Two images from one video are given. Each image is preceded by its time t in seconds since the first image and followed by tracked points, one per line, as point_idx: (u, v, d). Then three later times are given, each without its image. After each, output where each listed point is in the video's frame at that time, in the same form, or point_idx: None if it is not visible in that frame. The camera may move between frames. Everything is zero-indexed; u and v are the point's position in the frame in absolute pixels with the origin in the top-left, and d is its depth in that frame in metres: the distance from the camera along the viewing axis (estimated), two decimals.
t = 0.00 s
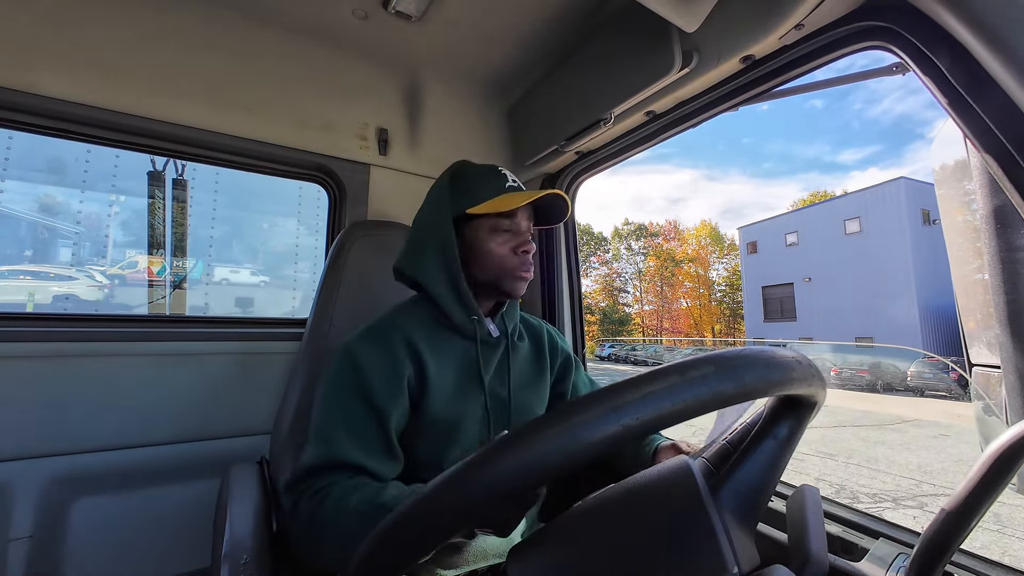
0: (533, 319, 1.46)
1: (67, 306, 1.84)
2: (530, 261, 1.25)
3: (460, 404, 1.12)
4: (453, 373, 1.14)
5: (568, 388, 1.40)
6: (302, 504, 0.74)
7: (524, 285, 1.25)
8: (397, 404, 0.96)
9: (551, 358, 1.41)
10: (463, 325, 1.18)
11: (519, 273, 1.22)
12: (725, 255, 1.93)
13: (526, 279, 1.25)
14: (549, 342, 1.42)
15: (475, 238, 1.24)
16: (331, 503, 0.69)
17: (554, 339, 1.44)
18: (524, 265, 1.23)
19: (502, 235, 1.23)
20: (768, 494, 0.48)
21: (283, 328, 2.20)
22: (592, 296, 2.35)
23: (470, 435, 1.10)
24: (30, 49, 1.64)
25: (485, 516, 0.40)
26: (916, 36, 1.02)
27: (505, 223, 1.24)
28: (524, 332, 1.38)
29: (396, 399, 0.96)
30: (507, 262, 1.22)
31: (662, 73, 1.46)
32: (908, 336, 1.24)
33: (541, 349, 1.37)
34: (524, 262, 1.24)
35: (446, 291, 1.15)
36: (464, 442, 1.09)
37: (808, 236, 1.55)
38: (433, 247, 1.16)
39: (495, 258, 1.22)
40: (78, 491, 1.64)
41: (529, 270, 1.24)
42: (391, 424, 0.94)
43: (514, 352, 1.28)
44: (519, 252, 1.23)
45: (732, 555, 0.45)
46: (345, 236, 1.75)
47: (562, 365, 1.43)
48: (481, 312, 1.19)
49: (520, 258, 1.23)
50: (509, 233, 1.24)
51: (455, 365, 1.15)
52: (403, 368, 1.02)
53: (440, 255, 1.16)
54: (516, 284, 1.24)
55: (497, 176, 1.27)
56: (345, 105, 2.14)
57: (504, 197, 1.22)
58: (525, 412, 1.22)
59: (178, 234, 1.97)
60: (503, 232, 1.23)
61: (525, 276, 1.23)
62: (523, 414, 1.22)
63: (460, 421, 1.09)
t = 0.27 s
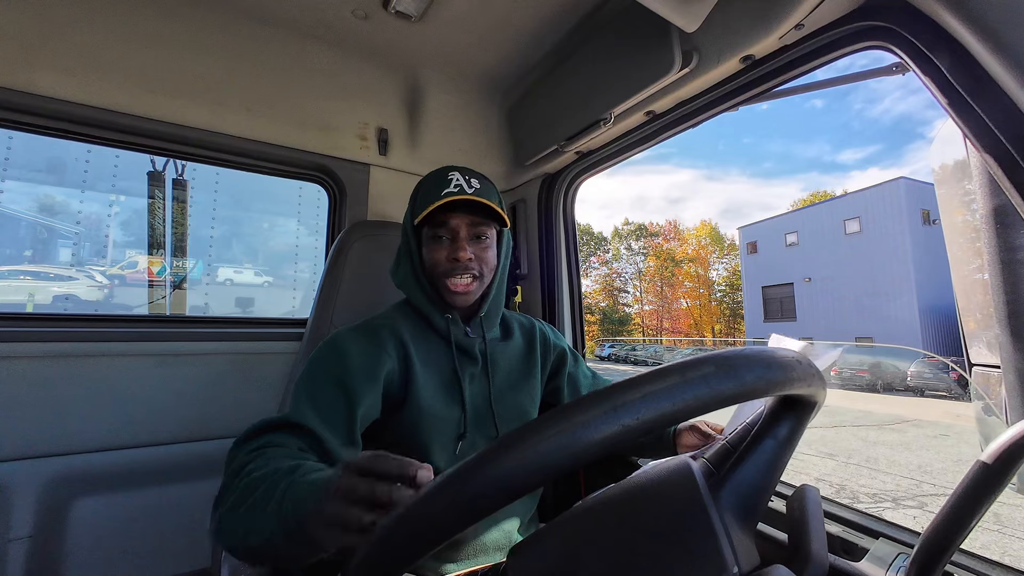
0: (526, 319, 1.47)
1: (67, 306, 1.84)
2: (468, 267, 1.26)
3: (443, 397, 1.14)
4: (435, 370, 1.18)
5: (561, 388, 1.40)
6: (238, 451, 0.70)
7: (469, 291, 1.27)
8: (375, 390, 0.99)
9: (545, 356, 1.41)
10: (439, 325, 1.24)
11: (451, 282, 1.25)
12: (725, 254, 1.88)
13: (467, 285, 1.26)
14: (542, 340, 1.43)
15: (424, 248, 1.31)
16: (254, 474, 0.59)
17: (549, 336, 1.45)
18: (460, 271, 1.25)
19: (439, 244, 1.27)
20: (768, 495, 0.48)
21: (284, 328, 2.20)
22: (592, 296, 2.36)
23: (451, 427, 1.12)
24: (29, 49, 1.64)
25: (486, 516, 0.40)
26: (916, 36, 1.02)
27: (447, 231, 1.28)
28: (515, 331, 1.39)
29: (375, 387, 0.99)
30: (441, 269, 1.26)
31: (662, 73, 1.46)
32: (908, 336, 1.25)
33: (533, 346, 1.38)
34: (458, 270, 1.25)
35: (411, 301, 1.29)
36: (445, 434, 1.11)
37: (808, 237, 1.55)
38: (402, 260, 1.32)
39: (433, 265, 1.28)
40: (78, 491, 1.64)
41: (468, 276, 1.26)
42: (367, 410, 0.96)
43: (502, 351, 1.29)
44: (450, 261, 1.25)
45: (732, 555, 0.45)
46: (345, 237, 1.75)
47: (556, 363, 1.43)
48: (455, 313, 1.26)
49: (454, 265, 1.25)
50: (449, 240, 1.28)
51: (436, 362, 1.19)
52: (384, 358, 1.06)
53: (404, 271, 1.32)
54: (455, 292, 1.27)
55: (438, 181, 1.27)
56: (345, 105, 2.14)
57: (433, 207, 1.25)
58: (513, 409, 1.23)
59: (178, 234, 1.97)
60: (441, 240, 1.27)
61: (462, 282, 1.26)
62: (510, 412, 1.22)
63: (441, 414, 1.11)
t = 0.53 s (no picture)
0: (533, 323, 1.47)
1: (67, 306, 1.84)
2: (478, 264, 1.25)
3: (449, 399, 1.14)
4: (441, 372, 1.17)
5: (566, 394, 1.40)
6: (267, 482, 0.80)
7: (479, 288, 1.26)
8: (383, 395, 1.00)
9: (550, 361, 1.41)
10: (447, 325, 1.23)
11: (462, 280, 1.24)
12: (726, 255, 1.91)
13: (477, 282, 1.25)
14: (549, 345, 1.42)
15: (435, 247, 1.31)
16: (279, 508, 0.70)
17: (557, 341, 1.44)
18: (471, 268, 1.24)
19: (452, 241, 1.27)
20: (768, 495, 0.48)
21: (284, 328, 2.20)
22: (592, 296, 2.35)
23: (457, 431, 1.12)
24: (29, 49, 1.64)
25: (486, 516, 0.40)
26: (916, 36, 1.02)
27: (459, 228, 1.28)
28: (524, 334, 1.38)
29: (384, 393, 1.00)
30: (453, 266, 1.26)
31: (662, 74, 1.47)
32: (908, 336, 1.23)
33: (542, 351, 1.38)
34: (469, 266, 1.24)
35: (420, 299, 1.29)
36: (450, 437, 1.11)
37: (808, 236, 1.55)
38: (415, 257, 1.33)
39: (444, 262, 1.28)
40: (78, 491, 1.64)
41: (478, 273, 1.24)
42: (377, 416, 0.97)
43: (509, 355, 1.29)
44: (461, 258, 1.25)
45: (732, 555, 0.45)
46: (345, 237, 1.75)
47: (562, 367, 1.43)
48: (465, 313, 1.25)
49: (466, 262, 1.25)
50: (461, 237, 1.27)
51: (443, 364, 1.18)
52: (393, 361, 1.06)
53: (414, 270, 1.32)
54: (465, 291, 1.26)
55: (449, 180, 1.27)
56: (345, 105, 2.14)
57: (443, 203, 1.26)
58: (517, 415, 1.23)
59: (178, 234, 1.97)
60: (452, 237, 1.27)
61: (472, 279, 1.25)
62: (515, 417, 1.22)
63: (448, 416, 1.11)
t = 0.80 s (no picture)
0: (538, 326, 1.49)
1: (67, 306, 1.84)
2: (501, 271, 1.26)
3: (456, 401, 1.16)
4: (449, 375, 1.19)
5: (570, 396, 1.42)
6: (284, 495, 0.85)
7: (498, 293, 1.27)
8: (392, 397, 1.03)
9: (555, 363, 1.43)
10: (457, 328, 1.25)
11: (482, 284, 1.25)
12: (725, 255, 1.95)
13: (498, 288, 1.26)
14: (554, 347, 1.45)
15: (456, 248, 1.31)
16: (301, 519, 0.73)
17: (561, 344, 1.47)
18: (494, 274, 1.25)
19: (475, 246, 1.26)
20: (768, 494, 0.48)
21: (284, 327, 2.20)
22: (592, 296, 2.34)
23: (463, 432, 1.13)
24: (28, 49, 1.64)
25: (485, 515, 0.40)
26: (916, 36, 1.02)
27: (482, 233, 1.28)
28: (530, 337, 1.41)
29: (391, 394, 1.03)
30: (475, 271, 1.26)
31: (662, 74, 1.47)
32: (907, 336, 1.24)
33: (546, 354, 1.41)
34: (492, 273, 1.25)
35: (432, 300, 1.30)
36: (456, 439, 1.13)
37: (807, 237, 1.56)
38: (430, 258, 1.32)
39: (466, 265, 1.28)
40: (78, 491, 1.64)
41: (501, 280, 1.26)
42: (387, 417, 1.01)
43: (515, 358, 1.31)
44: (484, 263, 1.25)
45: (731, 554, 0.45)
46: (345, 237, 1.74)
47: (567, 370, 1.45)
48: (474, 317, 1.27)
49: (489, 269, 1.25)
50: (485, 243, 1.27)
51: (451, 366, 1.21)
52: (401, 364, 1.09)
53: (429, 269, 1.32)
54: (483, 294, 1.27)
55: (478, 184, 1.27)
56: (345, 105, 2.13)
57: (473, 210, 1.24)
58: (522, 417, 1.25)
59: (178, 234, 1.97)
60: (476, 242, 1.27)
61: (493, 285, 1.26)
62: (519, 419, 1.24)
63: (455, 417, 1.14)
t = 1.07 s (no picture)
0: (526, 329, 1.60)
1: (67, 306, 1.84)
2: (495, 274, 1.37)
3: (445, 394, 1.27)
4: (439, 369, 1.30)
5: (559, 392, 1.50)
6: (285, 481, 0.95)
7: (492, 294, 1.38)
8: (383, 388, 1.15)
9: (541, 363, 1.51)
10: (446, 327, 1.36)
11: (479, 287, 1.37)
12: (725, 255, 1.95)
13: (492, 289, 1.38)
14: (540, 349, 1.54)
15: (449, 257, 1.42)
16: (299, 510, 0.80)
17: (546, 346, 1.56)
18: (488, 276, 1.37)
19: (468, 252, 1.38)
20: (768, 494, 0.48)
21: (284, 327, 2.19)
22: (593, 296, 2.35)
23: (453, 423, 1.23)
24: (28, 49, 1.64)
25: (486, 515, 0.40)
26: (916, 36, 1.02)
27: (473, 241, 1.39)
28: (517, 338, 1.51)
29: (384, 383, 1.15)
30: (470, 275, 1.38)
31: (662, 74, 1.47)
32: (908, 336, 1.24)
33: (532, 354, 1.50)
34: (486, 275, 1.37)
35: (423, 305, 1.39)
36: (446, 428, 1.21)
37: (808, 237, 1.56)
38: (417, 265, 1.41)
39: (460, 271, 1.39)
40: (78, 491, 1.64)
41: (495, 281, 1.37)
42: (380, 405, 1.13)
43: (502, 357, 1.41)
44: (480, 267, 1.36)
45: (731, 554, 0.45)
46: (346, 237, 1.74)
47: (555, 369, 1.53)
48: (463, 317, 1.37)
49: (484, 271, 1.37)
50: (477, 249, 1.39)
51: (441, 362, 1.32)
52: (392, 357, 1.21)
53: (418, 277, 1.41)
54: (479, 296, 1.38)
55: (466, 198, 1.40)
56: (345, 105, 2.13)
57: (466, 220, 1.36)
58: (510, 412, 1.33)
59: (178, 235, 1.97)
60: (469, 248, 1.38)
61: (487, 286, 1.37)
62: (506, 413, 1.32)
63: (444, 407, 1.23)
